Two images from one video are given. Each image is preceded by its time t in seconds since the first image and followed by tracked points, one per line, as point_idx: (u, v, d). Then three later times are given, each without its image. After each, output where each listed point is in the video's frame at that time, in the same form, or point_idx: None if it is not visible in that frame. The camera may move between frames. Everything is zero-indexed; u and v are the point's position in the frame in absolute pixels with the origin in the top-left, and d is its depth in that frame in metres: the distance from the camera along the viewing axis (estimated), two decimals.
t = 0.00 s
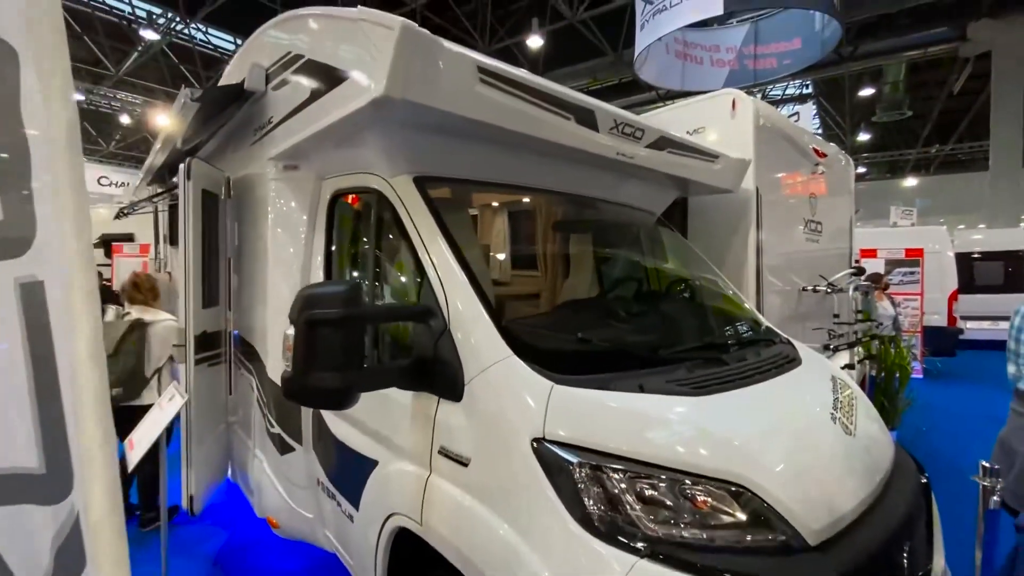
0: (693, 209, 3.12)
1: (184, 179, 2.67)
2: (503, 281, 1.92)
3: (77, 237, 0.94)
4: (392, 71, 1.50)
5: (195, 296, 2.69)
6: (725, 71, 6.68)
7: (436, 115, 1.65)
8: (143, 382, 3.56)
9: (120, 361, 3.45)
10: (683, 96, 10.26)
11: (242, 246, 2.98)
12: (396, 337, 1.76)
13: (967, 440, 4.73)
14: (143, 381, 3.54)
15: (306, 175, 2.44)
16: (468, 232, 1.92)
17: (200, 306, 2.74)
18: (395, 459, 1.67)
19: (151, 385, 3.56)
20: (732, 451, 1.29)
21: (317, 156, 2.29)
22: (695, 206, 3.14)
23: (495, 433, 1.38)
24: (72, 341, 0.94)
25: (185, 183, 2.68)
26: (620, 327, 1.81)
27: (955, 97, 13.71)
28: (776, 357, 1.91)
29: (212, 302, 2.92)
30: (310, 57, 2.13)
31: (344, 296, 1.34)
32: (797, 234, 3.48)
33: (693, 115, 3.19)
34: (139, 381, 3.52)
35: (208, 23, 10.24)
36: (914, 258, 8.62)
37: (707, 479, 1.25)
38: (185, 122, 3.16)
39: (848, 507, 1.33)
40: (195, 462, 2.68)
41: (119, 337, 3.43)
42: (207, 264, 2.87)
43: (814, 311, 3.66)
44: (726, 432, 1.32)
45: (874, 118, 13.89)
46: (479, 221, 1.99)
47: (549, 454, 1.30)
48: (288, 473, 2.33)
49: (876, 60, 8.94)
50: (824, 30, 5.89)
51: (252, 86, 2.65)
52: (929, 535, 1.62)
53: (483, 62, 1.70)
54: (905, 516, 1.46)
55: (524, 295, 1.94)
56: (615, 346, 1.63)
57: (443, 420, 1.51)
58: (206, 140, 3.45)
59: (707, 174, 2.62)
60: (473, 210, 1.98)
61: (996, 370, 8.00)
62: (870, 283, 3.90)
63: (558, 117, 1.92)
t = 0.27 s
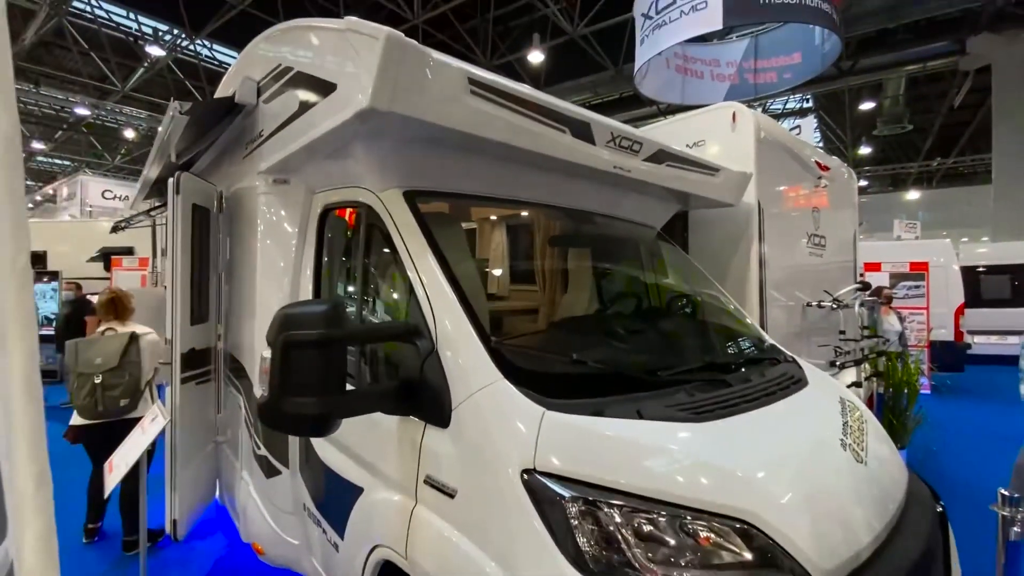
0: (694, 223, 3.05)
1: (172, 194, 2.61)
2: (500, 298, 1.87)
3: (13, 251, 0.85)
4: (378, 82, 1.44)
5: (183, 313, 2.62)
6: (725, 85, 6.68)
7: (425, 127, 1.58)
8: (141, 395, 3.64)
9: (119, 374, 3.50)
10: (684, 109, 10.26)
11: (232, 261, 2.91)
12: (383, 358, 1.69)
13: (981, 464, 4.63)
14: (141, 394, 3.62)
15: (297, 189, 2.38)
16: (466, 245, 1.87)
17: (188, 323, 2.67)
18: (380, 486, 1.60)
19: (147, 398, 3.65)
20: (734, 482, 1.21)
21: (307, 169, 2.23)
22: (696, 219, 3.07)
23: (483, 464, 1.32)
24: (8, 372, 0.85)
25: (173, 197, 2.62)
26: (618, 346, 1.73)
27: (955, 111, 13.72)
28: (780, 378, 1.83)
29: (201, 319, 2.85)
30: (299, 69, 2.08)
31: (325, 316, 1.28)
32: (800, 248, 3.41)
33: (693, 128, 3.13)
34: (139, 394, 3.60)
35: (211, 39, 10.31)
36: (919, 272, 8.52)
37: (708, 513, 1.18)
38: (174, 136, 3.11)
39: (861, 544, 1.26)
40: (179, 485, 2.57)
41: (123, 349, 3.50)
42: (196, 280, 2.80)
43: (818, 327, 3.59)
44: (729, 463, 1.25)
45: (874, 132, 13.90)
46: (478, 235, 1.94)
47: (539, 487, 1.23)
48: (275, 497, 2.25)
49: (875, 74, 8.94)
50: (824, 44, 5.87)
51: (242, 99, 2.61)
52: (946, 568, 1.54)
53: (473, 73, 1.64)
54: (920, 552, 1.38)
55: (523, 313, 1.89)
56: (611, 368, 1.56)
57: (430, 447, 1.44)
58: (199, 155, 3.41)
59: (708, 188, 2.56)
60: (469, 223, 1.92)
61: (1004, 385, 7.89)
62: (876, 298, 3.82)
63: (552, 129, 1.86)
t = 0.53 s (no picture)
0: (698, 236, 2.97)
1: (161, 207, 2.55)
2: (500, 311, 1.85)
3: None
4: (364, 88, 1.37)
5: (171, 329, 2.54)
6: (728, 100, 6.77)
7: (414, 136, 1.51)
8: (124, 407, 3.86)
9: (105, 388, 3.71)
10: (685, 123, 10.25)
11: (224, 276, 2.84)
12: (372, 378, 1.62)
13: (999, 486, 4.48)
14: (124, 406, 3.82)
15: (288, 201, 2.31)
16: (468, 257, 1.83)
17: (176, 339, 2.59)
18: (367, 516, 1.51)
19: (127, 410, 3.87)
20: (745, 518, 1.12)
21: (297, 181, 2.17)
22: (700, 233, 2.99)
23: (473, 496, 1.23)
24: None
25: (162, 210, 2.56)
26: (620, 365, 1.65)
27: (958, 124, 13.69)
28: (792, 399, 1.73)
29: (190, 335, 2.78)
30: (290, 78, 2.02)
31: (305, 335, 1.20)
32: (807, 262, 3.34)
33: (696, 139, 3.06)
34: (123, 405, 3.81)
35: (216, 55, 10.39)
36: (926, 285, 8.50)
37: (718, 554, 1.09)
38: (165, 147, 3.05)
39: None
40: (161, 509, 2.46)
41: (107, 363, 3.71)
42: (185, 295, 2.73)
43: (826, 343, 3.49)
44: (738, 495, 1.16)
45: (877, 145, 13.87)
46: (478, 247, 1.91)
47: (535, 525, 1.15)
48: (260, 523, 2.15)
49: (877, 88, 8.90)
50: (826, 57, 5.88)
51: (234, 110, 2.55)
52: None
53: (467, 80, 1.57)
54: None
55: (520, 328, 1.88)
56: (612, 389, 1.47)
57: (418, 476, 1.36)
58: (194, 167, 3.36)
59: (712, 200, 2.48)
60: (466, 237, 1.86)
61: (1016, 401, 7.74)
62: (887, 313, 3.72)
63: (550, 139, 1.79)
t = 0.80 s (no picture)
0: (705, 251, 2.88)
1: (149, 222, 2.47)
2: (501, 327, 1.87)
3: None
4: (349, 95, 1.28)
5: (157, 348, 2.44)
6: (731, 114, 6.89)
7: (403, 147, 1.42)
8: (108, 419, 3.98)
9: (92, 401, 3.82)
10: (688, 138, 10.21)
11: (214, 293, 2.75)
12: (362, 403, 1.53)
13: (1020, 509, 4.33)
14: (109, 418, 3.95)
15: (278, 216, 2.22)
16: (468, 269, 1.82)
17: (162, 358, 2.50)
18: (352, 555, 1.41)
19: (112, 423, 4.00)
20: (762, 567, 1.01)
21: (287, 195, 2.09)
22: (706, 249, 2.90)
23: (463, 540, 1.13)
24: None
25: (150, 225, 2.48)
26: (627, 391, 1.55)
27: (961, 138, 13.64)
28: (809, 427, 1.62)
29: (178, 354, 2.68)
30: (279, 88, 1.94)
31: (280, 362, 1.11)
32: (817, 278, 3.26)
33: (702, 152, 2.97)
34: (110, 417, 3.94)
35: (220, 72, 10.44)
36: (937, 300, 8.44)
37: None
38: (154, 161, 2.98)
39: None
40: (142, 539, 2.34)
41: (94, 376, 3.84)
42: (173, 312, 2.64)
43: (836, 361, 3.40)
44: (754, 540, 1.06)
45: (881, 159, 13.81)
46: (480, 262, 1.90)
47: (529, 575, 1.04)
48: (244, 555, 2.03)
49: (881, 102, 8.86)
50: (829, 72, 6.00)
51: (225, 123, 2.47)
52: None
53: (461, 88, 1.49)
54: None
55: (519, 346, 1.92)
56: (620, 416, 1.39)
57: (405, 515, 1.26)
58: (187, 183, 3.28)
59: (720, 214, 2.38)
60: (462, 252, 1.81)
61: None
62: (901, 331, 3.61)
63: (551, 150, 1.70)
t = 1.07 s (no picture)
0: (713, 266, 2.79)
1: (137, 238, 2.40)
2: (504, 344, 1.89)
3: None
4: (336, 104, 1.20)
5: (144, 368, 2.35)
6: (735, 128, 6.81)
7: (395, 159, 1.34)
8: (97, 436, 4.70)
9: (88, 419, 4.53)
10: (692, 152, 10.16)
11: (205, 309, 2.67)
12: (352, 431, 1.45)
13: None
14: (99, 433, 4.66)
15: (270, 231, 2.14)
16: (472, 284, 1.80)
17: (149, 379, 2.41)
18: None
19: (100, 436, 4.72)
20: None
21: (279, 210, 2.01)
22: (715, 264, 2.81)
23: None
24: None
25: (139, 241, 2.41)
26: (638, 421, 1.70)
27: (967, 151, 13.55)
28: (831, 456, 1.66)
29: (167, 374, 2.59)
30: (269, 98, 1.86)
31: (257, 391, 1.03)
32: (829, 295, 3.19)
33: (710, 165, 2.88)
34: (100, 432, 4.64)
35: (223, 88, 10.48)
36: (949, 315, 8.29)
37: None
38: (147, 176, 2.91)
39: None
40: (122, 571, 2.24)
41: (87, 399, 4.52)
42: (161, 330, 2.55)
43: (848, 379, 3.30)
44: None
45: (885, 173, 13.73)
46: (481, 278, 1.86)
47: None
48: None
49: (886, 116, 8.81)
50: (834, 86, 5.98)
51: (217, 136, 2.40)
52: None
53: (457, 96, 1.40)
54: None
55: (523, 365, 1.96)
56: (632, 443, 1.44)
57: (392, 559, 1.18)
58: (183, 198, 3.22)
59: (731, 229, 2.28)
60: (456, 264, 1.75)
61: None
62: (921, 351, 3.56)
63: (554, 162, 1.61)
